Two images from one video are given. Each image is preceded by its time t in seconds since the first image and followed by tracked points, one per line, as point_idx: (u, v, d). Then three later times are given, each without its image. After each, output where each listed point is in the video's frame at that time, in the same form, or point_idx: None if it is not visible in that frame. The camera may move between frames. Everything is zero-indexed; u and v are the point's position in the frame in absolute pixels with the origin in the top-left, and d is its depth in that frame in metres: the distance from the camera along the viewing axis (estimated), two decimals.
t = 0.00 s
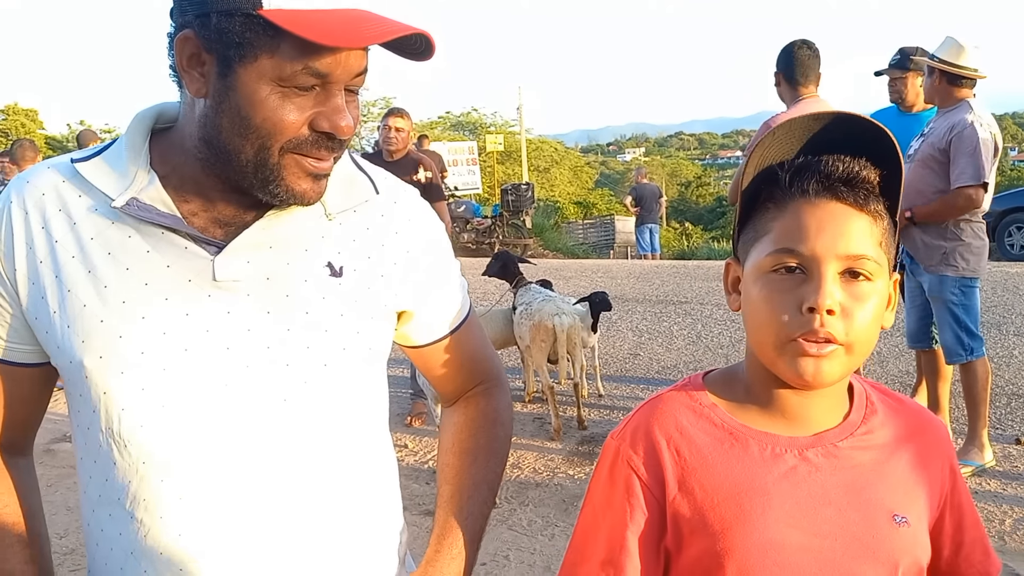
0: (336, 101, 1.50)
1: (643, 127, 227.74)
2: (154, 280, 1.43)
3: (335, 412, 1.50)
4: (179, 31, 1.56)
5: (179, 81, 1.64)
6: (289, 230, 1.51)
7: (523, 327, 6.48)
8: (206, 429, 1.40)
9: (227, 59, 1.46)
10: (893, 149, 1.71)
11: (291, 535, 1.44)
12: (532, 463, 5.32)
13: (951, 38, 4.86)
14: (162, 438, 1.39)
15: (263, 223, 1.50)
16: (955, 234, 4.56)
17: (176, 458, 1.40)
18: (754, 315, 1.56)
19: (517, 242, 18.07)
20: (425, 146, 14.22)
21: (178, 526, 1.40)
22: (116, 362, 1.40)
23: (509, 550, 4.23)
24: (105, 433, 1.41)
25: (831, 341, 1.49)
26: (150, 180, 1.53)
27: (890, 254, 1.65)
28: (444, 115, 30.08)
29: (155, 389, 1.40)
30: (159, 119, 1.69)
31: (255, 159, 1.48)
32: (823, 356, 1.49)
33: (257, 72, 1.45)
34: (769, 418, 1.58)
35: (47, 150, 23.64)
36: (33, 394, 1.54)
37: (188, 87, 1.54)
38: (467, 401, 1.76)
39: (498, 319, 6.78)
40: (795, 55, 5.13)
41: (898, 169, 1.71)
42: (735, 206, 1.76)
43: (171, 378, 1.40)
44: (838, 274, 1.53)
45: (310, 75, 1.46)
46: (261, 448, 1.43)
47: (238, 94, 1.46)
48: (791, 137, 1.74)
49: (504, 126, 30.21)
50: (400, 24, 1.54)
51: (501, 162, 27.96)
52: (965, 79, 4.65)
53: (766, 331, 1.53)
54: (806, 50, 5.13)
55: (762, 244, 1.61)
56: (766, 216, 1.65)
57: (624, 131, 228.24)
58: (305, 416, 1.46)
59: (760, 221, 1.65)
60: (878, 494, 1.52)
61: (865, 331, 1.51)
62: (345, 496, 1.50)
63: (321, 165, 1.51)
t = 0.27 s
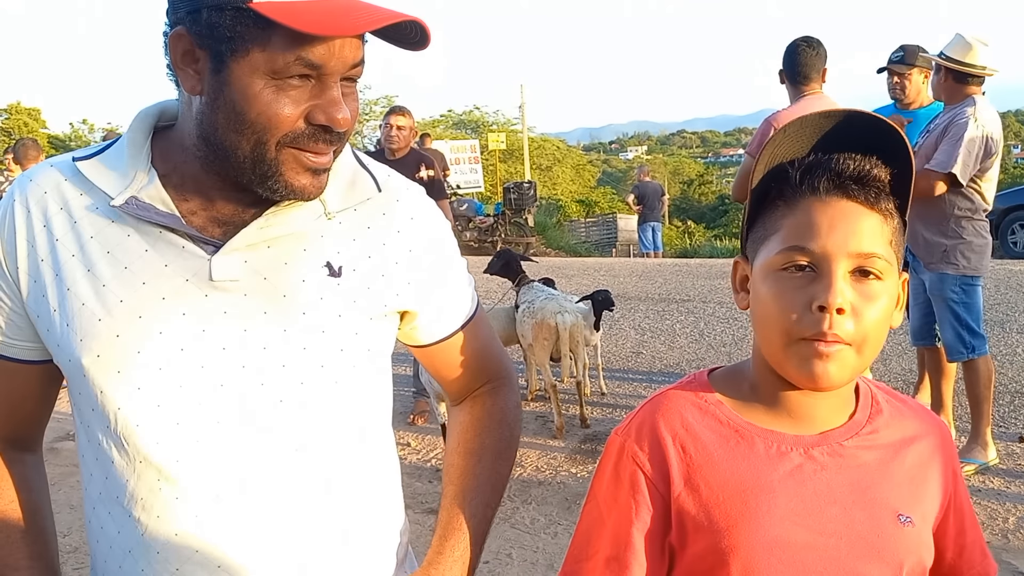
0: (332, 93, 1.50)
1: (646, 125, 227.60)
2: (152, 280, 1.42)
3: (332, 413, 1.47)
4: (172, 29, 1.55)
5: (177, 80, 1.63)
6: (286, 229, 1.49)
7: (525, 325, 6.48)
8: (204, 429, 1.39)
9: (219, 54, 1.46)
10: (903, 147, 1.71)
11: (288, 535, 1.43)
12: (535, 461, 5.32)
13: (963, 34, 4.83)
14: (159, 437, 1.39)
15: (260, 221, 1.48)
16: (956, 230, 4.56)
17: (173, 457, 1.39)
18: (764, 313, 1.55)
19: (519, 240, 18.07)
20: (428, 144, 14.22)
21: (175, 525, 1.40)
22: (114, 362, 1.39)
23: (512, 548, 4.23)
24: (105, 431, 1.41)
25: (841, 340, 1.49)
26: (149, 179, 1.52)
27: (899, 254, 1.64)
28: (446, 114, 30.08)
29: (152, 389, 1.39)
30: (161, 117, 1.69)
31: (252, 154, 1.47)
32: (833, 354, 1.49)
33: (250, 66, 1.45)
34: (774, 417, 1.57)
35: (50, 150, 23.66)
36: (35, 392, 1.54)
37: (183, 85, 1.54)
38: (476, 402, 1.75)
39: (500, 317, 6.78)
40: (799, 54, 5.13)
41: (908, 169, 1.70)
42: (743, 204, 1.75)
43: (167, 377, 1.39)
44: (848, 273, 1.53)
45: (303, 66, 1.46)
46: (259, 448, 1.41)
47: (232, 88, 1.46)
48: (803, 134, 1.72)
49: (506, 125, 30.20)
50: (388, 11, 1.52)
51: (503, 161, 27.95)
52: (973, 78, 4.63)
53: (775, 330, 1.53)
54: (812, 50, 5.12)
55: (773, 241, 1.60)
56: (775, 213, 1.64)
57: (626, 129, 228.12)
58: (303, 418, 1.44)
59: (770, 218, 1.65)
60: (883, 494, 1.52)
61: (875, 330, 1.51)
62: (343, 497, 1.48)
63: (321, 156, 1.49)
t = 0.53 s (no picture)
0: (327, 88, 1.50)
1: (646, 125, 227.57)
2: (149, 280, 1.42)
3: (329, 413, 1.46)
4: (164, 29, 1.56)
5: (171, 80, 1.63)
6: (282, 229, 1.47)
7: (525, 325, 6.47)
8: (202, 430, 1.39)
9: (212, 53, 1.46)
10: (903, 147, 1.70)
11: (286, 535, 1.43)
12: (535, 461, 5.31)
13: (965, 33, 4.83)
14: (157, 438, 1.38)
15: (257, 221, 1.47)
16: (956, 229, 4.55)
17: (173, 458, 1.39)
18: (764, 313, 1.55)
19: (519, 240, 18.06)
20: (428, 144, 14.22)
21: (174, 527, 1.40)
22: (111, 363, 1.39)
23: (512, 548, 4.23)
24: (103, 433, 1.41)
25: (842, 340, 1.49)
26: (145, 179, 1.52)
27: (900, 254, 1.64)
28: (446, 114, 30.06)
29: (149, 389, 1.39)
30: (156, 118, 1.69)
31: (249, 152, 1.47)
32: (834, 356, 1.49)
33: (243, 64, 1.45)
34: (774, 418, 1.57)
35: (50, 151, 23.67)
36: (35, 394, 1.54)
37: (177, 85, 1.54)
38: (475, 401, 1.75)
39: (500, 317, 6.77)
40: (803, 54, 5.12)
41: (908, 169, 1.70)
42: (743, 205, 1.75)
43: (165, 378, 1.39)
44: (849, 274, 1.53)
45: (297, 61, 1.46)
46: (257, 448, 1.41)
47: (226, 87, 1.46)
48: (802, 133, 1.72)
49: (506, 124, 30.18)
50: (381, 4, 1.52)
51: (503, 160, 27.93)
52: (974, 78, 4.62)
53: (776, 330, 1.52)
54: (818, 49, 5.12)
55: (772, 242, 1.60)
56: (775, 214, 1.64)
57: (626, 129, 228.10)
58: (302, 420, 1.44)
59: (769, 219, 1.65)
60: (883, 496, 1.52)
61: (875, 331, 1.51)
62: (340, 496, 1.48)
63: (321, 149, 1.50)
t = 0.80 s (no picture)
0: (325, 81, 1.50)
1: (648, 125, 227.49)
2: (156, 279, 1.42)
3: (337, 408, 1.47)
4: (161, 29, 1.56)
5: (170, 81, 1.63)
6: (285, 226, 1.48)
7: (529, 326, 6.47)
8: (212, 427, 1.39)
9: (211, 49, 1.46)
10: (898, 145, 1.70)
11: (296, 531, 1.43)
12: (538, 462, 5.32)
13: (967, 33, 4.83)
14: (168, 436, 1.39)
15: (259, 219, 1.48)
16: (958, 229, 4.55)
17: (186, 455, 1.39)
18: (761, 313, 1.55)
19: (522, 240, 18.05)
20: (431, 145, 14.22)
21: (188, 525, 1.40)
22: (120, 363, 1.39)
23: (515, 548, 4.23)
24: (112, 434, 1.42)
25: (840, 340, 1.49)
26: (149, 180, 1.52)
27: (897, 253, 1.64)
28: (449, 114, 30.06)
29: (159, 387, 1.39)
30: (157, 120, 1.69)
31: (250, 148, 1.47)
32: (832, 355, 1.49)
33: (241, 59, 1.46)
34: (772, 419, 1.57)
35: (53, 151, 23.72)
36: (41, 396, 1.55)
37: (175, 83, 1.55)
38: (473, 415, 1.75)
39: (503, 317, 6.78)
40: (808, 54, 5.12)
41: (905, 168, 1.70)
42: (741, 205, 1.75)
43: (175, 376, 1.39)
44: (846, 274, 1.53)
45: (294, 55, 1.47)
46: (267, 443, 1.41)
47: (225, 83, 1.47)
48: (798, 134, 1.72)
49: (509, 125, 30.18)
50: None
51: (505, 161, 27.93)
52: (975, 78, 4.63)
53: (773, 331, 1.53)
54: (824, 49, 5.12)
55: (769, 242, 1.60)
56: (771, 215, 1.64)
57: (629, 129, 228.02)
58: (310, 414, 1.44)
59: (766, 218, 1.65)
60: (881, 499, 1.52)
61: (873, 330, 1.51)
62: (346, 492, 1.48)
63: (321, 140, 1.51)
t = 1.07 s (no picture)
0: (309, 74, 1.50)
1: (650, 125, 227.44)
2: (156, 280, 1.43)
3: (336, 408, 1.46)
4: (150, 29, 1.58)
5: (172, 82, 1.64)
6: (284, 225, 1.48)
7: (530, 325, 6.47)
8: (211, 427, 1.40)
9: (192, 45, 1.49)
10: (892, 144, 1.70)
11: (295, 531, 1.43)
12: (539, 461, 5.32)
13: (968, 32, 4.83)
14: (168, 436, 1.39)
15: (258, 218, 1.48)
16: (961, 229, 4.55)
17: (185, 456, 1.39)
18: (755, 315, 1.55)
19: (523, 239, 18.05)
20: (433, 144, 14.23)
21: (189, 525, 1.41)
22: (122, 363, 1.40)
23: (517, 547, 4.23)
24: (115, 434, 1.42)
25: (833, 341, 1.49)
26: (151, 181, 1.52)
27: (891, 254, 1.64)
28: (451, 112, 30.05)
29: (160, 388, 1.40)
30: (161, 122, 1.70)
31: (235, 143, 1.48)
32: (824, 356, 1.49)
33: (222, 54, 1.47)
34: (766, 420, 1.57)
35: (55, 151, 23.79)
36: (46, 398, 1.56)
37: (165, 81, 1.57)
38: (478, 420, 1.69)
39: (505, 316, 6.79)
40: (811, 53, 5.12)
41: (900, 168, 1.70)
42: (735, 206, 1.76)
43: (176, 377, 1.40)
44: (839, 276, 1.53)
45: (274, 48, 1.47)
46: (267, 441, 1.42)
47: (209, 79, 1.48)
48: (792, 135, 1.73)
49: (510, 123, 30.17)
50: None
51: (507, 160, 27.91)
52: (977, 76, 4.62)
53: (767, 332, 1.53)
54: (827, 48, 5.11)
55: (763, 244, 1.60)
56: (765, 217, 1.64)
57: (631, 128, 227.94)
58: (308, 413, 1.44)
59: (760, 220, 1.65)
60: (877, 501, 1.52)
61: (866, 330, 1.51)
62: (347, 493, 1.47)
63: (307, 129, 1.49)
